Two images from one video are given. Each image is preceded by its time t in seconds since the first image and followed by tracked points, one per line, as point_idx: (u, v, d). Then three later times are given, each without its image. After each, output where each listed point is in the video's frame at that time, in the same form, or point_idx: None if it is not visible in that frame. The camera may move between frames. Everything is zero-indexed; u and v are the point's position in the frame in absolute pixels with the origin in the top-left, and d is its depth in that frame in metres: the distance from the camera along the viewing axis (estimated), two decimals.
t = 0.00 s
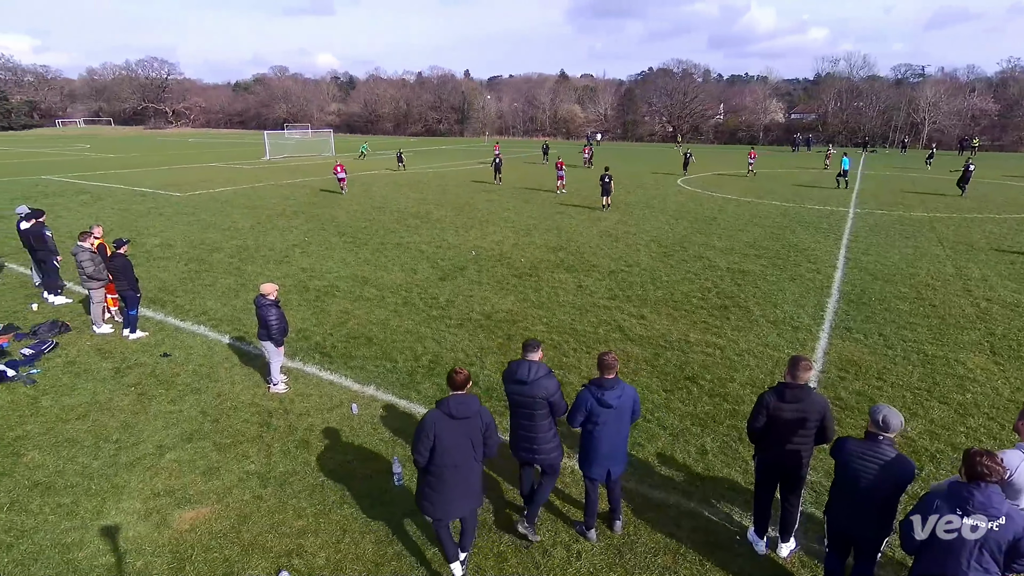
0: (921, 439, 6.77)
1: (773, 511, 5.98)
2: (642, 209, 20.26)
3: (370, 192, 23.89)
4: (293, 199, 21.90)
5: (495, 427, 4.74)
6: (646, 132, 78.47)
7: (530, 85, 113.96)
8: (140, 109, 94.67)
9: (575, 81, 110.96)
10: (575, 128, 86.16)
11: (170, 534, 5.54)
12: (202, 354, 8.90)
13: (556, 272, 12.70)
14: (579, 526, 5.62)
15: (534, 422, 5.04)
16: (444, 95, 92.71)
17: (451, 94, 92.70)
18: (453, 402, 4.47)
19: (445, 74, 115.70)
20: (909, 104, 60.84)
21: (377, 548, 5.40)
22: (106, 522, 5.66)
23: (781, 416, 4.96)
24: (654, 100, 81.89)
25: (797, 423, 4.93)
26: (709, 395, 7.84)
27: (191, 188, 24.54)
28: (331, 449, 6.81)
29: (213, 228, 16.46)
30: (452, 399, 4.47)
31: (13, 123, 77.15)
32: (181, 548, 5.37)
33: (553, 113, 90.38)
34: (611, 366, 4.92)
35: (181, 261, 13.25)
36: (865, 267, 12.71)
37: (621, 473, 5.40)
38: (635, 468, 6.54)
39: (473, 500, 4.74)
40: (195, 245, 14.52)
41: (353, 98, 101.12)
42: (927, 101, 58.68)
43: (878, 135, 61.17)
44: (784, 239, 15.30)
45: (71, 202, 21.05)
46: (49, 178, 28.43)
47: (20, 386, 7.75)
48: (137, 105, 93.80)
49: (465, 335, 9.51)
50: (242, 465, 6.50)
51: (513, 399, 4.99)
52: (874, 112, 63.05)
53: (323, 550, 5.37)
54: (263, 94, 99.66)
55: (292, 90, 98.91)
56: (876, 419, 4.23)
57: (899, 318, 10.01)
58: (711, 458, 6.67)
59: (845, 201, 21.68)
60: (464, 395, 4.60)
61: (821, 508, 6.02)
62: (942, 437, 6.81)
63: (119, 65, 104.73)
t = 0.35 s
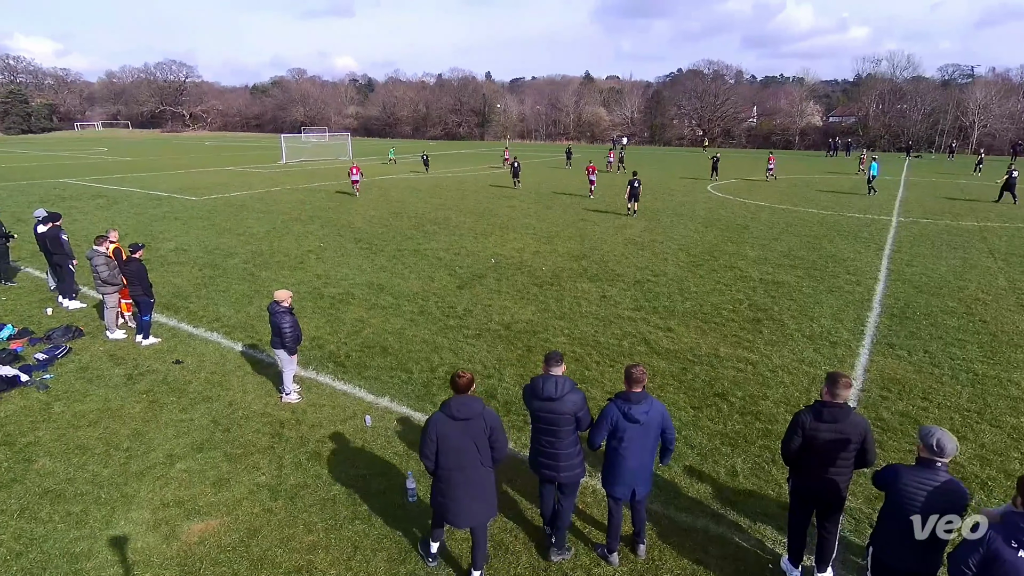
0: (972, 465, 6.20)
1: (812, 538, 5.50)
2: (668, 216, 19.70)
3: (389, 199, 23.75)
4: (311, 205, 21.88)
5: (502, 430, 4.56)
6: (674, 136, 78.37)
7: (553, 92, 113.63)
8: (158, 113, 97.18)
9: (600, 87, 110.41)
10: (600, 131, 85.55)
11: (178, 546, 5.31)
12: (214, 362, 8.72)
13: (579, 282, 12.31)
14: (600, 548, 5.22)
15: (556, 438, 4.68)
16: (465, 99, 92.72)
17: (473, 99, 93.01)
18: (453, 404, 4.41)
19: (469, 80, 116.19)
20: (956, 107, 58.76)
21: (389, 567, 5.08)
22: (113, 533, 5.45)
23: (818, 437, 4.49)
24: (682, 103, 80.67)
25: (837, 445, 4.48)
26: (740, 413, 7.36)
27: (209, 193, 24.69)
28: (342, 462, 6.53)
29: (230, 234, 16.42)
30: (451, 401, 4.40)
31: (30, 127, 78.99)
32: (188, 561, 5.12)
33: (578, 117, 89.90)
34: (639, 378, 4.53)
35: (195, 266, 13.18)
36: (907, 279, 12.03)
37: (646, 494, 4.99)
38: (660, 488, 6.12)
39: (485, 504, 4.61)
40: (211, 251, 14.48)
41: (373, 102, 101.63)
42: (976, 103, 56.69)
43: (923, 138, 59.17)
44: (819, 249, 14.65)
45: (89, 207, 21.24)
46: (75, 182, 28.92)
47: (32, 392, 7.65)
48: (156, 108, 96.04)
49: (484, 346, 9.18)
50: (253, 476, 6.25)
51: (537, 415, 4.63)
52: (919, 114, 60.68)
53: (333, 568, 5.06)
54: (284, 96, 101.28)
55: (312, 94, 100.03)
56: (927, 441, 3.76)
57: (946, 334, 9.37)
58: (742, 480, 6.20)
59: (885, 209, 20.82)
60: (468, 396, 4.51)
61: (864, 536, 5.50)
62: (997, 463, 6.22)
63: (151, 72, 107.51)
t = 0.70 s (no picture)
0: (1006, 482, 5.88)
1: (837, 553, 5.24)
2: (685, 221, 19.39)
3: (402, 202, 23.70)
4: (324, 207, 21.89)
5: (492, 427, 4.42)
6: (694, 138, 77.85)
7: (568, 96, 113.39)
8: (172, 114, 98.58)
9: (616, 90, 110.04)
10: (617, 134, 85.16)
11: (186, 551, 5.20)
12: (225, 365, 8.66)
13: (594, 287, 12.10)
14: (615, 561, 5.01)
15: (573, 449, 4.47)
16: (479, 100, 92.82)
17: (487, 103, 93.11)
18: (440, 400, 4.36)
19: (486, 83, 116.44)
20: (988, 108, 57.45)
21: None
22: (122, 537, 5.36)
23: (844, 450, 4.24)
24: (700, 104, 79.88)
25: (863, 459, 4.23)
26: (761, 424, 7.10)
27: (224, 196, 24.86)
28: (352, 468, 6.39)
29: (243, 236, 16.43)
30: (438, 397, 4.35)
31: (45, 128, 80.44)
32: (195, 568, 5.00)
33: (594, 120, 89.60)
34: (656, 386, 4.32)
35: (207, 269, 13.18)
36: (935, 287, 11.64)
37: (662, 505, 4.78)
38: (676, 499, 5.89)
39: (479, 499, 4.56)
40: (224, 254, 14.48)
41: (387, 103, 101.75)
42: (1009, 104, 55.45)
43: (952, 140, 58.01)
44: (842, 256, 14.27)
45: (105, 208, 21.42)
46: (94, 184, 29.27)
47: (44, 394, 7.62)
48: (170, 109, 97.14)
49: (497, 352, 9.00)
50: (262, 482, 6.13)
51: (555, 425, 4.43)
52: (948, 115, 59.41)
53: None
54: (297, 98, 102.00)
55: (326, 96, 100.82)
56: (968, 455, 3.54)
57: (977, 344, 9.02)
58: (763, 493, 5.95)
59: (911, 214, 20.31)
60: (457, 391, 4.45)
61: (891, 553, 5.22)
62: None
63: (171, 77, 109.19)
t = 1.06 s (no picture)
0: None
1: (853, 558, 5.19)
2: (699, 221, 19.27)
3: (416, 201, 23.79)
4: (338, 207, 22.04)
5: (490, 418, 4.45)
6: (709, 137, 77.19)
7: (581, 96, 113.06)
8: (190, 115, 99.56)
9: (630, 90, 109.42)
10: (630, 134, 84.81)
11: (201, 546, 5.27)
12: (241, 362, 8.77)
13: (607, 287, 12.07)
14: (627, 562, 5.00)
15: (586, 453, 4.46)
16: (493, 100, 92.93)
17: (501, 102, 93.10)
18: (441, 389, 4.45)
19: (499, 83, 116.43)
20: (1011, 108, 56.43)
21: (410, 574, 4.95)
22: (139, 531, 5.44)
23: (860, 455, 4.20)
24: (716, 103, 79.19)
25: (879, 463, 4.20)
26: (775, 426, 7.05)
27: (240, 195, 25.13)
28: (365, 466, 6.44)
29: (259, 235, 16.59)
30: (439, 385, 4.44)
31: (66, 127, 81.33)
32: (210, 562, 5.06)
33: (608, 120, 89.26)
34: (668, 385, 4.31)
35: (222, 267, 13.33)
36: (954, 289, 11.47)
37: (675, 507, 4.77)
38: (689, 501, 5.87)
39: (477, 490, 4.59)
40: (240, 252, 14.63)
41: (400, 103, 102.02)
42: None
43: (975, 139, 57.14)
44: (859, 257, 14.11)
45: (124, 207, 21.72)
46: (112, 183, 29.68)
47: (64, 389, 7.77)
48: (188, 109, 98.11)
49: (509, 351, 9.02)
50: (276, 478, 6.20)
51: (570, 428, 4.41)
52: (970, 114, 58.52)
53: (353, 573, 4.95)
54: (311, 98, 102.63)
55: (341, 96, 101.40)
56: (990, 456, 3.51)
57: (997, 348, 8.88)
58: (777, 496, 5.90)
59: (930, 215, 20.01)
60: (459, 381, 4.52)
61: (907, 558, 5.16)
62: None
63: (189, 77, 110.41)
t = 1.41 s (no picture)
0: (1015, 476, 6.03)
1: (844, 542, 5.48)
2: (705, 215, 19.51)
3: (427, 195, 24.21)
4: (352, 200, 22.49)
5: (504, 406, 4.74)
6: (714, 134, 76.83)
7: (589, 89, 112.90)
8: (213, 112, 100.77)
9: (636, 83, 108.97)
10: (637, 129, 84.65)
11: (224, 523, 5.62)
12: (261, 349, 9.15)
13: (612, 279, 12.37)
14: (629, 543, 5.28)
15: (587, 440, 4.70)
16: (502, 99, 93.39)
17: (510, 97, 93.40)
18: (461, 373, 4.74)
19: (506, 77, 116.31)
20: (1011, 105, 55.98)
21: (421, 552, 5.27)
22: (166, 509, 5.79)
23: (855, 442, 4.44)
24: (720, 101, 79.06)
25: (872, 450, 4.44)
26: (774, 414, 7.32)
27: (258, 188, 25.69)
28: (380, 449, 6.78)
29: (276, 227, 17.05)
30: (459, 370, 4.75)
31: (94, 124, 82.20)
32: (233, 539, 5.40)
33: (615, 115, 89.23)
34: (670, 374, 4.54)
35: (243, 258, 13.75)
36: (954, 283, 11.68)
37: (677, 491, 5.03)
38: (689, 485, 6.16)
39: (484, 470, 4.88)
40: (258, 243, 15.08)
41: (415, 99, 102.53)
42: None
43: (973, 136, 56.60)
44: (860, 250, 14.31)
45: (147, 200, 22.36)
46: (136, 177, 30.31)
47: (94, 373, 8.18)
48: (211, 107, 99.88)
49: (517, 341, 9.34)
50: (295, 460, 6.55)
51: (571, 416, 4.65)
52: (970, 112, 57.67)
53: (368, 551, 5.28)
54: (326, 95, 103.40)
55: (355, 93, 102.66)
56: (984, 443, 3.68)
57: (993, 340, 9.09)
58: (774, 482, 6.16)
59: (933, 210, 20.12)
60: (478, 368, 4.82)
61: (897, 543, 5.40)
62: None
63: (201, 71, 111.01)
